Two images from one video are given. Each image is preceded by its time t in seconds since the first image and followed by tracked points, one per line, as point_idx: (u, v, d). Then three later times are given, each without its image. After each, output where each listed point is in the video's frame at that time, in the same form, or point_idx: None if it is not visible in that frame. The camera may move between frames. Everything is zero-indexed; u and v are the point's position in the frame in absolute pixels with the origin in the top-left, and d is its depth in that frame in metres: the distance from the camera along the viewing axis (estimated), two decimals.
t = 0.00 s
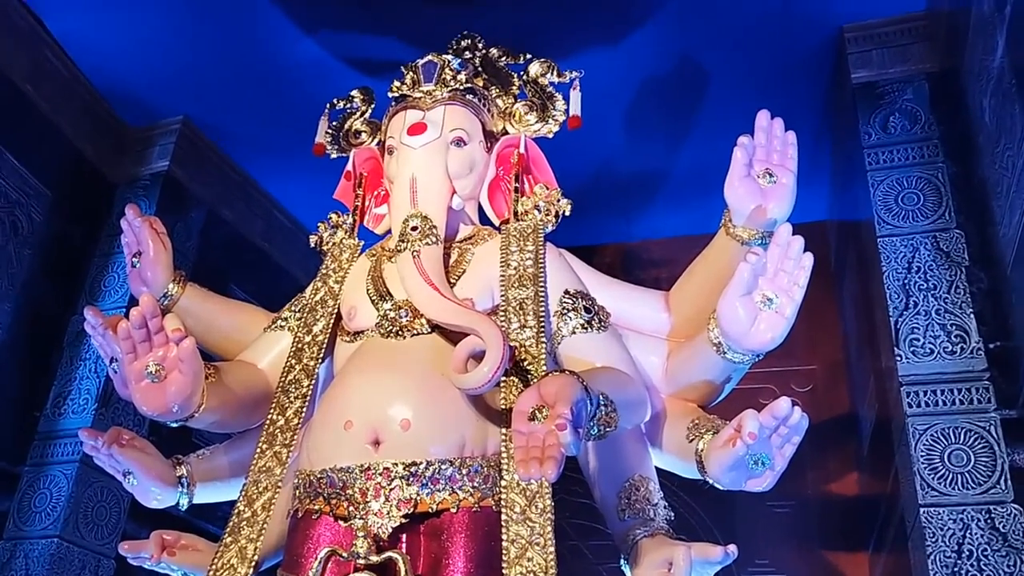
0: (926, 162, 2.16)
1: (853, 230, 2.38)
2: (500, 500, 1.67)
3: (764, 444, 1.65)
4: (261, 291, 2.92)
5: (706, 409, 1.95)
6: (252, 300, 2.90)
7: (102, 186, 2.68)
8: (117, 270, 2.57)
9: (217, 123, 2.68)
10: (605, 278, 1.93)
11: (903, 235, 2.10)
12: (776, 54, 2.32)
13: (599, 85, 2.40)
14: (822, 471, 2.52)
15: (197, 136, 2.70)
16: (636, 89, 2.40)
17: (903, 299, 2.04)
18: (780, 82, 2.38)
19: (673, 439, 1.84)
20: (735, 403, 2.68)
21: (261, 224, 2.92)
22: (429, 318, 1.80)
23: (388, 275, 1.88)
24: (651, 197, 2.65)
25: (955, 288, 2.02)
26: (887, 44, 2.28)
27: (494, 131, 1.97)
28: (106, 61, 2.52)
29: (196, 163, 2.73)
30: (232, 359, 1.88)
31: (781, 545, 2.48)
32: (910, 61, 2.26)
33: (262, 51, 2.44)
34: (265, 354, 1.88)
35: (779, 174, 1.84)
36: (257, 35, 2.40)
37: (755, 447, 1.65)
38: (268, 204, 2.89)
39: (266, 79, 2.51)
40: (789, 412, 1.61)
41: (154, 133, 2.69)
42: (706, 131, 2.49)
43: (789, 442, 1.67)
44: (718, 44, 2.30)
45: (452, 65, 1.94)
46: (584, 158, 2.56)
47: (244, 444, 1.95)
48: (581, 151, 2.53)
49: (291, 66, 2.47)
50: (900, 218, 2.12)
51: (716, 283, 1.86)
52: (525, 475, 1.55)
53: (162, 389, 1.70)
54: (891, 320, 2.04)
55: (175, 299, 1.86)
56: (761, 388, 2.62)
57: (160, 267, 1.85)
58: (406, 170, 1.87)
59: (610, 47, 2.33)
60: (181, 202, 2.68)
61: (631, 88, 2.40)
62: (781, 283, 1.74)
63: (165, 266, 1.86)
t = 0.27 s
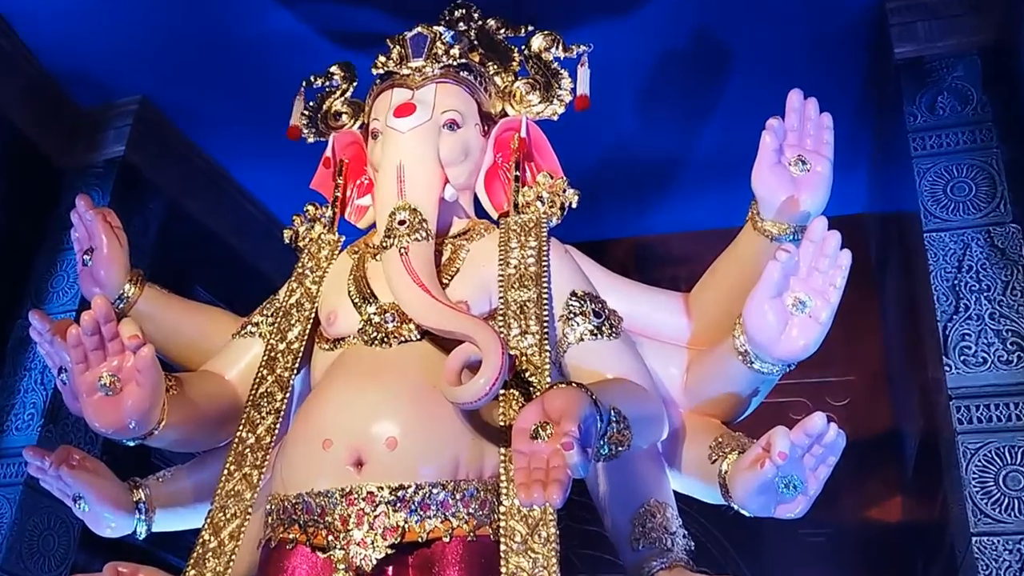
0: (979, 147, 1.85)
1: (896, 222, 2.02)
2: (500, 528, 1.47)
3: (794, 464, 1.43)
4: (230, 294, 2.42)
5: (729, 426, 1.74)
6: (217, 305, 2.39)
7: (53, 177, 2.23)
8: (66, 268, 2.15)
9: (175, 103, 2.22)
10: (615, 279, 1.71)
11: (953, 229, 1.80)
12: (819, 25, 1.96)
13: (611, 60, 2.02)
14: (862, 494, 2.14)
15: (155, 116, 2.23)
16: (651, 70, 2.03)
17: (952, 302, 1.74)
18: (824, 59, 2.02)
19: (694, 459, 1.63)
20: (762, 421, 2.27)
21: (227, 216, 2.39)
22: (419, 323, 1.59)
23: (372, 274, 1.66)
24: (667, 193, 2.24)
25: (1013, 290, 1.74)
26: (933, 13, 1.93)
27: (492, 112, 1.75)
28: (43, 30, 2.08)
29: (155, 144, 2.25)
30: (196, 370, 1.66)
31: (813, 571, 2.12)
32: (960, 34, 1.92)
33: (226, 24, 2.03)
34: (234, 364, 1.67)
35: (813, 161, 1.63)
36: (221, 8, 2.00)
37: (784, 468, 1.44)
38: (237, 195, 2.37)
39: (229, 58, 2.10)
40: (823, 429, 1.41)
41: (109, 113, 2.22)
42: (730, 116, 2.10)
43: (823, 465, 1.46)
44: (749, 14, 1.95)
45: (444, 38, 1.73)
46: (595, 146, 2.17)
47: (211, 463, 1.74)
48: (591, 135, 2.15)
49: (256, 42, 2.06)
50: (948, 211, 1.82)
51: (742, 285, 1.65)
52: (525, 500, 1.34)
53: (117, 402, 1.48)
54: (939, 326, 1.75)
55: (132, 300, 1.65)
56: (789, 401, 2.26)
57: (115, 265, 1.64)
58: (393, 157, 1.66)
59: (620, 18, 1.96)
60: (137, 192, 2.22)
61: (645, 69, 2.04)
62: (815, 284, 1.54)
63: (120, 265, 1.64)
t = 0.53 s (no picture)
0: (1018, 161, 1.67)
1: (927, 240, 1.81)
2: None
3: (821, 507, 1.29)
4: (202, 318, 2.18)
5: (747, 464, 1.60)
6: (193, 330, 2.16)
7: (14, 189, 2.01)
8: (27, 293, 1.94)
9: (147, 112, 2.00)
10: (623, 304, 1.57)
11: (991, 250, 1.62)
12: (849, 22, 1.78)
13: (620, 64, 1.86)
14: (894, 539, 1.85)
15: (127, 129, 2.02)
16: (663, 74, 1.87)
17: (990, 329, 1.57)
18: (854, 60, 1.83)
19: (711, 501, 1.49)
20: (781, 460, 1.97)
21: (203, 231, 2.14)
22: (410, 352, 1.45)
23: (360, 298, 1.52)
24: (678, 209, 2.00)
25: None
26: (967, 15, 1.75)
27: (491, 123, 1.61)
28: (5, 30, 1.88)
29: (123, 155, 2.02)
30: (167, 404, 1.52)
31: None
32: (997, 38, 1.74)
33: (205, 23, 1.84)
34: (210, 396, 1.53)
35: (839, 175, 1.49)
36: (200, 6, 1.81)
37: (810, 511, 1.29)
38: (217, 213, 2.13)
39: (207, 61, 1.90)
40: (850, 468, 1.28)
41: (75, 124, 2.00)
42: (744, 125, 1.91)
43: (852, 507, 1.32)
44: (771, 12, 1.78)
45: (438, 43, 1.60)
46: (601, 154, 1.96)
47: (184, 506, 1.59)
48: (596, 142, 1.93)
49: (236, 43, 1.86)
50: (985, 229, 1.64)
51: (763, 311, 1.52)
52: (527, 547, 1.21)
53: (83, 439, 1.34)
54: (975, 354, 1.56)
55: (99, 326, 1.51)
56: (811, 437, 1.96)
57: (80, 289, 1.50)
58: (382, 171, 1.53)
59: (632, 18, 1.80)
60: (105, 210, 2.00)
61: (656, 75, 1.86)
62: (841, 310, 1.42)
63: (86, 287, 1.50)
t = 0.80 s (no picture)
0: None
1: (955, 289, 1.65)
2: None
3: None
4: (175, 373, 1.95)
5: (767, 532, 1.47)
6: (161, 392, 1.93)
7: None
8: None
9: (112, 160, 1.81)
10: (631, 360, 1.47)
11: None
12: (874, 57, 1.61)
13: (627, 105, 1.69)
14: None
15: (94, 174, 1.80)
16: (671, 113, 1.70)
17: None
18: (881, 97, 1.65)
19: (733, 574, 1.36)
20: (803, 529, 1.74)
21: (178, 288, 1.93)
22: (402, 415, 1.34)
23: (348, 356, 1.41)
24: (689, 258, 1.82)
25: None
26: (997, 50, 1.58)
27: (488, 167, 1.52)
28: None
29: (98, 207, 1.81)
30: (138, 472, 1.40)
31: None
32: None
33: (178, 65, 1.69)
34: (185, 463, 1.41)
35: (860, 223, 1.39)
36: (173, 46, 1.67)
37: None
38: (194, 266, 1.93)
39: (177, 104, 1.73)
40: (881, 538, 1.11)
41: (41, 169, 1.79)
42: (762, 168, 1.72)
43: None
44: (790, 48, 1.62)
45: (431, 83, 1.50)
46: (604, 200, 1.78)
47: None
48: (599, 186, 1.76)
49: (208, 85, 1.71)
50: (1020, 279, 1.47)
51: (781, 368, 1.41)
52: None
53: (48, 510, 1.20)
54: (1012, 415, 1.40)
55: (66, 388, 1.40)
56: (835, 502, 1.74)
57: (46, 347, 1.40)
58: (371, 220, 1.43)
59: (639, 55, 1.65)
60: (71, 261, 1.77)
61: (663, 115, 1.70)
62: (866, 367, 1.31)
63: (54, 346, 1.40)
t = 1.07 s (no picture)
0: None
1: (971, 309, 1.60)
2: None
3: None
4: (169, 407, 1.89)
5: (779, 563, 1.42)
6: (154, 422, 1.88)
7: None
8: None
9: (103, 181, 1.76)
10: (636, 385, 1.42)
11: None
12: (884, 72, 1.57)
13: (630, 122, 1.65)
14: None
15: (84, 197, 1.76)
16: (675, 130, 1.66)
17: None
18: (891, 113, 1.60)
19: None
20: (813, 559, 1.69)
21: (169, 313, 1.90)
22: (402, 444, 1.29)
23: (345, 383, 1.37)
24: (695, 278, 1.78)
25: None
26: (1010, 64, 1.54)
27: (488, 187, 1.47)
28: None
29: (85, 228, 1.77)
30: (129, 505, 1.36)
31: None
32: None
33: (172, 83, 1.65)
34: (177, 495, 1.36)
35: (871, 243, 1.35)
36: (166, 65, 1.63)
37: None
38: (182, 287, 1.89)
39: (171, 124, 1.69)
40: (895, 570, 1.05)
41: (28, 193, 1.75)
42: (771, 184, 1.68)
43: None
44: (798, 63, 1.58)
45: (430, 101, 1.46)
46: (608, 220, 1.73)
47: None
48: (603, 205, 1.72)
49: (201, 104, 1.68)
50: None
51: (792, 393, 1.37)
52: None
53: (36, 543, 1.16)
54: None
55: (55, 419, 1.36)
56: (848, 532, 1.68)
57: (34, 377, 1.34)
58: (368, 242, 1.38)
59: (643, 71, 1.61)
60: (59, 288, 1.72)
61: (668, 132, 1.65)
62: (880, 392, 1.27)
63: (41, 375, 1.35)
